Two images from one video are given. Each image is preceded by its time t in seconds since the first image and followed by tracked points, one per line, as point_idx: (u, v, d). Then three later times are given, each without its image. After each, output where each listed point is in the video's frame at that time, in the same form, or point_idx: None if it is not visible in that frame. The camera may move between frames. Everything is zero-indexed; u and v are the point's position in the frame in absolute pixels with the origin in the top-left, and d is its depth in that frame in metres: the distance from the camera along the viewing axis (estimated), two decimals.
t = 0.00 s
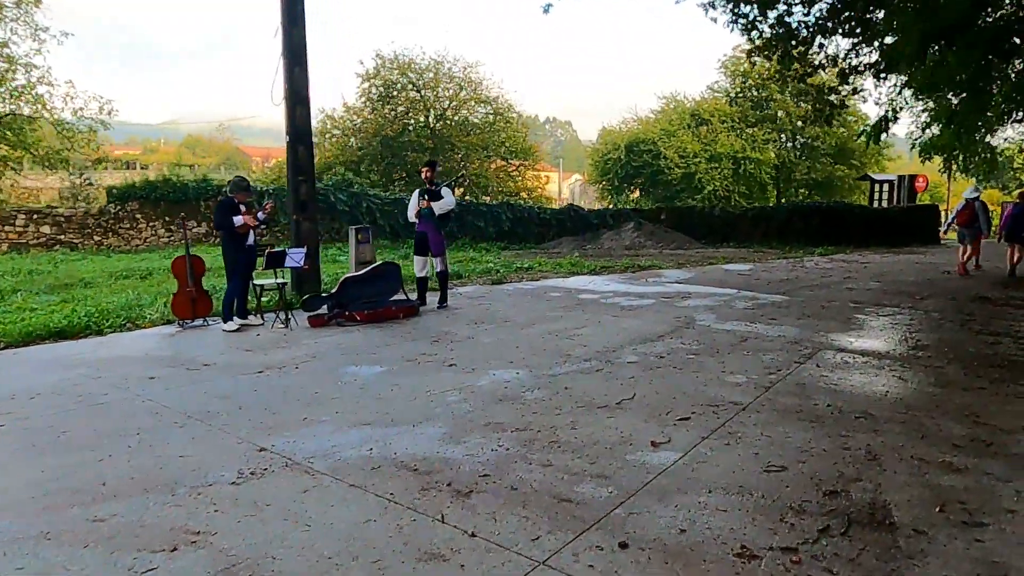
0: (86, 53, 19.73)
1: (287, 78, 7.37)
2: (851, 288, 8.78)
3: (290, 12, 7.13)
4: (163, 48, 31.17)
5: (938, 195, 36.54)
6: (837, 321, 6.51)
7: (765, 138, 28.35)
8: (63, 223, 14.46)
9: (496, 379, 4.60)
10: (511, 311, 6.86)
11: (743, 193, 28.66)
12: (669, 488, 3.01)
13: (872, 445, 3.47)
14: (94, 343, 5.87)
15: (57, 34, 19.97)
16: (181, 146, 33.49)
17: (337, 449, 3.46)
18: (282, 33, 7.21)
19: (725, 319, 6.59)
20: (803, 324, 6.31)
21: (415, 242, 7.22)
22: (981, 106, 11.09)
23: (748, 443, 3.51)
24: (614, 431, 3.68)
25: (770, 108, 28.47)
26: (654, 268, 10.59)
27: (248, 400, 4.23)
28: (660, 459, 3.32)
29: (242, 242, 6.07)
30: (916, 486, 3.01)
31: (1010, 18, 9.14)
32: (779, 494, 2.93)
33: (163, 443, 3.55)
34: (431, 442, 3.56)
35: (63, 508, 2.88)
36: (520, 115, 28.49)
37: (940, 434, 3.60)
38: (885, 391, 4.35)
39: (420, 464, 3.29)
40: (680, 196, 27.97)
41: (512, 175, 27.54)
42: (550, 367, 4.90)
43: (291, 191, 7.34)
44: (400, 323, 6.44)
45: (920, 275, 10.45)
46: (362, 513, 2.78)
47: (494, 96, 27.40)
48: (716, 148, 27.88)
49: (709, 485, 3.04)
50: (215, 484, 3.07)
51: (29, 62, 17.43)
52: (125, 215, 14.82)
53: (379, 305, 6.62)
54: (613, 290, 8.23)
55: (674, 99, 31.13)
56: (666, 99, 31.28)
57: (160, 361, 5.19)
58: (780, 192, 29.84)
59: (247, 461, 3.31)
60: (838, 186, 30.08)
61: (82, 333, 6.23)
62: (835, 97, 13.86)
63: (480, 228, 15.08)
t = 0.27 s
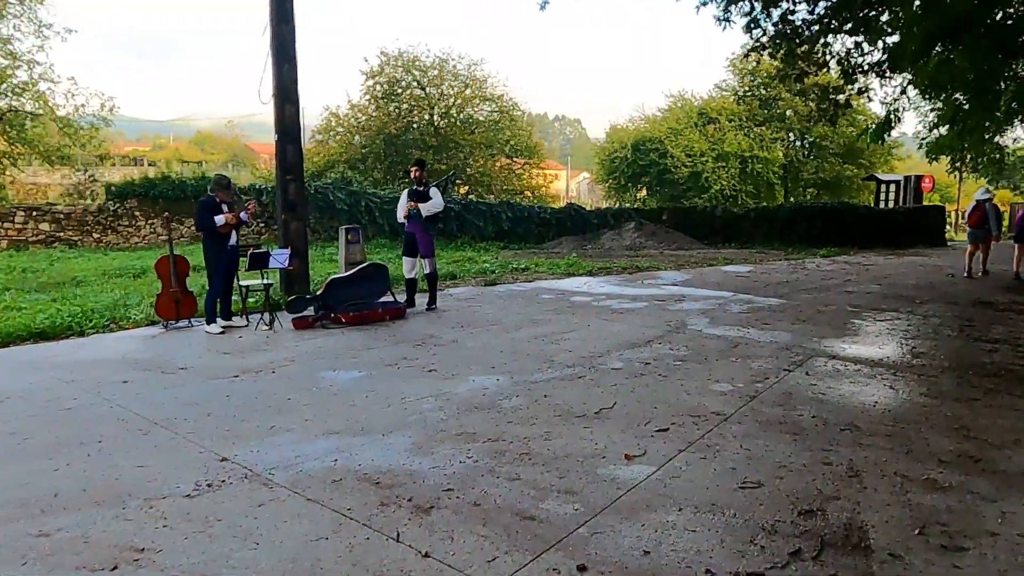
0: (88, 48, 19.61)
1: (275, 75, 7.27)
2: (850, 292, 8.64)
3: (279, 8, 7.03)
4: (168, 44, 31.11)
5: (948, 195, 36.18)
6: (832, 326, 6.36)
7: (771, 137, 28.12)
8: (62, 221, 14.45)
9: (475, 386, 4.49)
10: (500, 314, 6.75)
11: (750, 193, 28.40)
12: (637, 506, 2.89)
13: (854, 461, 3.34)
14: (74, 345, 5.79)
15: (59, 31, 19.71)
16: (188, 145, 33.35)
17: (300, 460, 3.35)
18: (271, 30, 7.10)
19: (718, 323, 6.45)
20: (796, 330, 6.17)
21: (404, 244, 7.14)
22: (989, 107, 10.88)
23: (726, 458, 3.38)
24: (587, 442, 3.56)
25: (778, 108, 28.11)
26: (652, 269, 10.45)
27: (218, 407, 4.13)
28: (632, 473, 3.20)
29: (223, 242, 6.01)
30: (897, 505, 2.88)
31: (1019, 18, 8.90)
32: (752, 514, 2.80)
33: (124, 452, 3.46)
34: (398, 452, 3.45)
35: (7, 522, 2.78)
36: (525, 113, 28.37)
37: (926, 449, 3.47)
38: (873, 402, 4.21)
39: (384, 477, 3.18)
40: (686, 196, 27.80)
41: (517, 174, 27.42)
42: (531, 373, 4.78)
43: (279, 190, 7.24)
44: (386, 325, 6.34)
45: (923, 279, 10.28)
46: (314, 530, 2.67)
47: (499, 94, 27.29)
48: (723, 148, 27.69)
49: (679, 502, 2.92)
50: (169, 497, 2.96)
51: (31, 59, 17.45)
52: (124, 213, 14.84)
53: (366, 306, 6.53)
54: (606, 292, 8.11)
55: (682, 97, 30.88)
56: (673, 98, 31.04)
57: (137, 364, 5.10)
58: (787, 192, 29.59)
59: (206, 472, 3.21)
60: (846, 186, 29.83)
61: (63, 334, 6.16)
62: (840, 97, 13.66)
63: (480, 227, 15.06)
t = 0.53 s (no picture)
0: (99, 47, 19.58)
1: (273, 72, 7.20)
2: (859, 294, 8.44)
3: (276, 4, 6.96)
4: (182, 42, 31.22)
5: (967, 197, 35.63)
6: (837, 330, 6.19)
7: (790, 137, 27.41)
8: (71, 217, 14.59)
9: (462, 388, 4.38)
10: (497, 314, 6.63)
11: (765, 193, 28.03)
12: (614, 517, 2.76)
13: (848, 471, 3.19)
14: (65, 342, 5.73)
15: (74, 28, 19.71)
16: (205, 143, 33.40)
17: (271, 464, 3.25)
18: (269, 26, 7.02)
19: (720, 325, 6.29)
20: (799, 333, 6.01)
21: (404, 242, 7.01)
22: (1008, 107, 10.60)
23: (713, 467, 3.24)
24: (570, 449, 3.43)
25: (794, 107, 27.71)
26: (658, 269, 10.30)
27: (198, 408, 4.05)
28: (614, 482, 3.08)
29: (214, 239, 5.93)
30: (889, 521, 2.73)
31: None
32: (735, 528, 2.67)
33: (94, 455, 3.37)
34: (375, 457, 3.34)
35: None
36: (537, 112, 28.24)
37: (925, 460, 3.31)
38: (874, 409, 4.05)
39: (355, 483, 3.07)
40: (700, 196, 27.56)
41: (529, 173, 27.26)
42: (522, 375, 4.66)
43: (277, 188, 7.16)
44: (380, 325, 6.23)
45: (938, 282, 10.04)
46: (275, 540, 2.57)
47: (512, 92, 27.18)
48: (738, 147, 27.34)
49: (659, 514, 2.79)
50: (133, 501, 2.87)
51: (44, 56, 17.56)
52: (132, 210, 15.07)
53: (362, 306, 6.42)
54: (608, 293, 7.97)
55: (696, 97, 30.59)
56: (688, 97, 30.76)
57: (124, 362, 5.03)
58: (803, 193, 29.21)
59: (174, 476, 3.12)
60: (863, 187, 29.41)
61: (56, 331, 6.11)
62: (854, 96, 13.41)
63: (487, 227, 14.99)
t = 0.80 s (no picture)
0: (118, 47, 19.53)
1: (276, 71, 7.12)
2: (875, 302, 8.20)
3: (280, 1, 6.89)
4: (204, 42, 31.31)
5: (993, 202, 34.94)
6: (848, 339, 5.97)
7: (811, 140, 26.95)
8: (86, 217, 15.31)
9: (451, 396, 4.24)
10: (498, 318, 6.49)
11: (786, 196, 27.52)
12: (593, 538, 2.61)
13: (846, 492, 3.01)
14: (59, 342, 5.68)
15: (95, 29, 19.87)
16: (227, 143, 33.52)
17: (243, 474, 3.13)
18: (271, 25, 6.95)
19: (726, 332, 6.10)
20: (808, 342, 5.81)
21: (406, 244, 6.86)
22: None
23: (703, 485, 3.07)
24: (555, 463, 3.28)
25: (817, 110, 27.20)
26: (670, 274, 10.10)
27: (178, 413, 3.95)
28: (596, 500, 2.92)
29: (207, 239, 5.95)
30: (887, 548, 2.56)
31: None
32: (719, 553, 2.50)
33: (63, 460, 3.28)
34: (351, 469, 3.21)
35: None
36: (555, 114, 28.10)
37: (931, 481, 3.12)
38: (879, 425, 3.86)
39: (326, 496, 2.94)
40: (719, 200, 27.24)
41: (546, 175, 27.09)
42: (515, 383, 4.51)
43: (278, 188, 7.08)
44: (377, 328, 6.13)
45: (958, 289, 9.74)
46: (232, 556, 2.45)
47: (529, 94, 27.06)
48: (758, 150, 26.93)
49: (639, 536, 2.63)
50: (94, 512, 2.77)
51: (65, 57, 17.94)
52: (145, 209, 15.64)
53: (361, 308, 6.34)
54: (615, 298, 7.80)
55: (717, 99, 30.24)
56: (708, 100, 30.41)
57: (112, 364, 4.96)
58: (825, 197, 28.73)
59: (141, 485, 3.01)
60: (887, 192, 28.88)
61: (52, 331, 6.06)
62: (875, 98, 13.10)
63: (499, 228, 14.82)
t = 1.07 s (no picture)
0: (141, 47, 19.86)
1: (279, 71, 7.08)
2: (890, 308, 7.97)
3: None
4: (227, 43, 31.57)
5: None
6: (858, 347, 5.78)
7: (833, 143, 26.66)
8: (101, 216, 15.69)
9: (440, 403, 4.13)
10: (499, 322, 6.37)
11: (809, 199, 26.98)
12: (566, 557, 2.49)
13: (841, 511, 2.86)
14: (55, 341, 5.65)
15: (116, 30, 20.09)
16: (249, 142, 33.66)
17: (214, 482, 3.04)
18: (275, 23, 6.90)
19: (732, 339, 5.94)
20: (816, 349, 5.63)
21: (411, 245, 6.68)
22: None
23: (690, 501, 2.93)
24: (536, 475, 3.16)
25: (840, 112, 26.67)
26: (681, 277, 9.92)
27: (160, 416, 3.87)
28: (575, 516, 2.80)
29: (203, 240, 5.94)
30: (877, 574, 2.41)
31: None
32: None
33: (35, 464, 3.21)
34: (326, 478, 3.11)
35: None
36: (574, 115, 27.92)
37: (931, 501, 2.96)
38: (882, 439, 3.69)
39: (295, 506, 2.84)
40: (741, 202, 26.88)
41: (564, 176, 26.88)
42: (507, 390, 4.40)
43: (280, 188, 7.03)
44: (375, 331, 6.04)
45: (978, 296, 9.46)
46: (189, 570, 2.36)
47: (548, 95, 26.90)
48: (780, 152, 26.47)
49: (615, 556, 2.50)
50: (56, 520, 2.69)
51: (85, 57, 18.15)
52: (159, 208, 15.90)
53: (360, 310, 6.25)
54: (621, 302, 7.65)
55: (738, 100, 29.86)
56: (729, 101, 30.04)
57: (104, 365, 4.91)
58: (848, 200, 28.20)
59: (109, 492, 2.93)
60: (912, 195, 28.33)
61: (50, 330, 6.04)
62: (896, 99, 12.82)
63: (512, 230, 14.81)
